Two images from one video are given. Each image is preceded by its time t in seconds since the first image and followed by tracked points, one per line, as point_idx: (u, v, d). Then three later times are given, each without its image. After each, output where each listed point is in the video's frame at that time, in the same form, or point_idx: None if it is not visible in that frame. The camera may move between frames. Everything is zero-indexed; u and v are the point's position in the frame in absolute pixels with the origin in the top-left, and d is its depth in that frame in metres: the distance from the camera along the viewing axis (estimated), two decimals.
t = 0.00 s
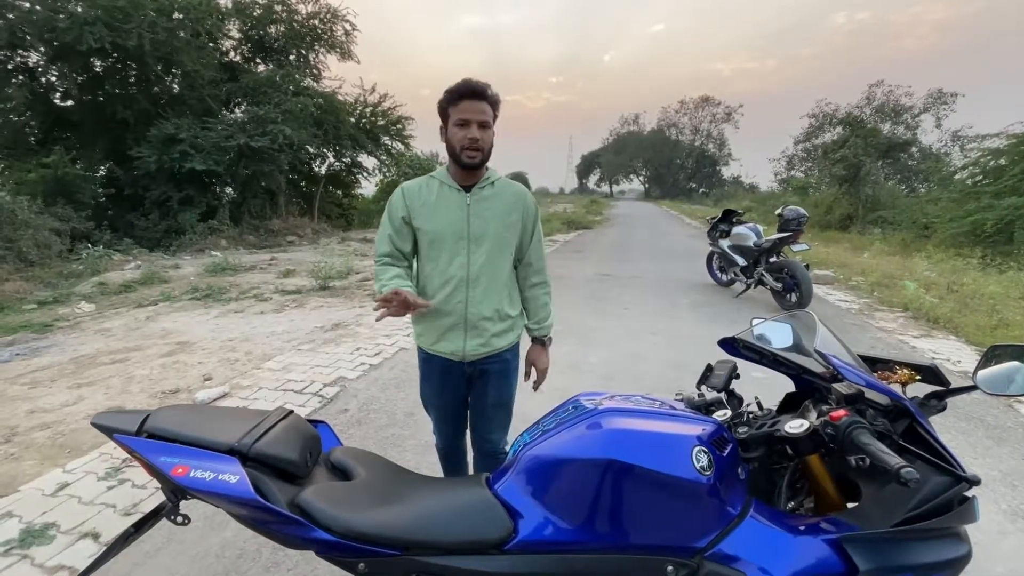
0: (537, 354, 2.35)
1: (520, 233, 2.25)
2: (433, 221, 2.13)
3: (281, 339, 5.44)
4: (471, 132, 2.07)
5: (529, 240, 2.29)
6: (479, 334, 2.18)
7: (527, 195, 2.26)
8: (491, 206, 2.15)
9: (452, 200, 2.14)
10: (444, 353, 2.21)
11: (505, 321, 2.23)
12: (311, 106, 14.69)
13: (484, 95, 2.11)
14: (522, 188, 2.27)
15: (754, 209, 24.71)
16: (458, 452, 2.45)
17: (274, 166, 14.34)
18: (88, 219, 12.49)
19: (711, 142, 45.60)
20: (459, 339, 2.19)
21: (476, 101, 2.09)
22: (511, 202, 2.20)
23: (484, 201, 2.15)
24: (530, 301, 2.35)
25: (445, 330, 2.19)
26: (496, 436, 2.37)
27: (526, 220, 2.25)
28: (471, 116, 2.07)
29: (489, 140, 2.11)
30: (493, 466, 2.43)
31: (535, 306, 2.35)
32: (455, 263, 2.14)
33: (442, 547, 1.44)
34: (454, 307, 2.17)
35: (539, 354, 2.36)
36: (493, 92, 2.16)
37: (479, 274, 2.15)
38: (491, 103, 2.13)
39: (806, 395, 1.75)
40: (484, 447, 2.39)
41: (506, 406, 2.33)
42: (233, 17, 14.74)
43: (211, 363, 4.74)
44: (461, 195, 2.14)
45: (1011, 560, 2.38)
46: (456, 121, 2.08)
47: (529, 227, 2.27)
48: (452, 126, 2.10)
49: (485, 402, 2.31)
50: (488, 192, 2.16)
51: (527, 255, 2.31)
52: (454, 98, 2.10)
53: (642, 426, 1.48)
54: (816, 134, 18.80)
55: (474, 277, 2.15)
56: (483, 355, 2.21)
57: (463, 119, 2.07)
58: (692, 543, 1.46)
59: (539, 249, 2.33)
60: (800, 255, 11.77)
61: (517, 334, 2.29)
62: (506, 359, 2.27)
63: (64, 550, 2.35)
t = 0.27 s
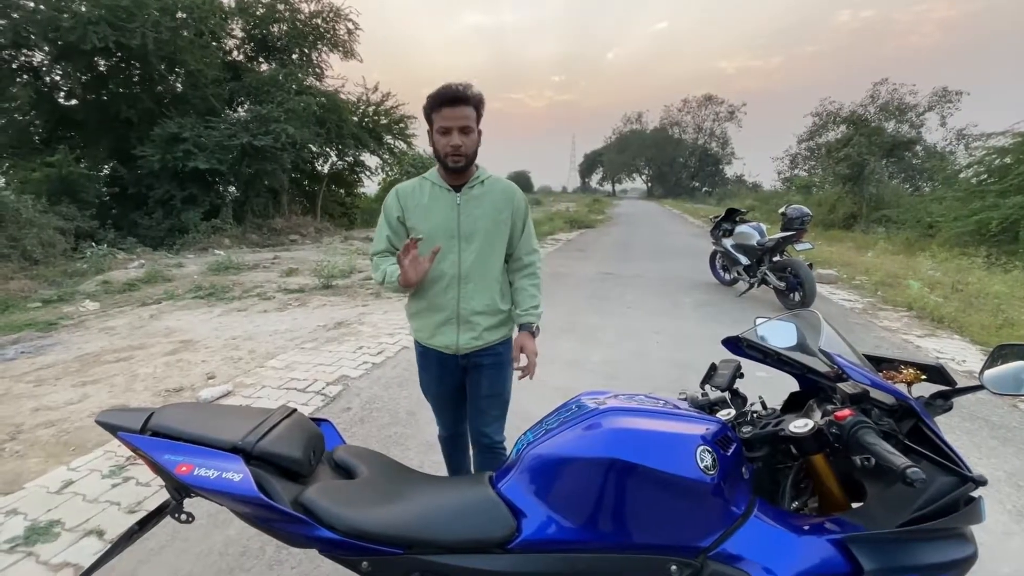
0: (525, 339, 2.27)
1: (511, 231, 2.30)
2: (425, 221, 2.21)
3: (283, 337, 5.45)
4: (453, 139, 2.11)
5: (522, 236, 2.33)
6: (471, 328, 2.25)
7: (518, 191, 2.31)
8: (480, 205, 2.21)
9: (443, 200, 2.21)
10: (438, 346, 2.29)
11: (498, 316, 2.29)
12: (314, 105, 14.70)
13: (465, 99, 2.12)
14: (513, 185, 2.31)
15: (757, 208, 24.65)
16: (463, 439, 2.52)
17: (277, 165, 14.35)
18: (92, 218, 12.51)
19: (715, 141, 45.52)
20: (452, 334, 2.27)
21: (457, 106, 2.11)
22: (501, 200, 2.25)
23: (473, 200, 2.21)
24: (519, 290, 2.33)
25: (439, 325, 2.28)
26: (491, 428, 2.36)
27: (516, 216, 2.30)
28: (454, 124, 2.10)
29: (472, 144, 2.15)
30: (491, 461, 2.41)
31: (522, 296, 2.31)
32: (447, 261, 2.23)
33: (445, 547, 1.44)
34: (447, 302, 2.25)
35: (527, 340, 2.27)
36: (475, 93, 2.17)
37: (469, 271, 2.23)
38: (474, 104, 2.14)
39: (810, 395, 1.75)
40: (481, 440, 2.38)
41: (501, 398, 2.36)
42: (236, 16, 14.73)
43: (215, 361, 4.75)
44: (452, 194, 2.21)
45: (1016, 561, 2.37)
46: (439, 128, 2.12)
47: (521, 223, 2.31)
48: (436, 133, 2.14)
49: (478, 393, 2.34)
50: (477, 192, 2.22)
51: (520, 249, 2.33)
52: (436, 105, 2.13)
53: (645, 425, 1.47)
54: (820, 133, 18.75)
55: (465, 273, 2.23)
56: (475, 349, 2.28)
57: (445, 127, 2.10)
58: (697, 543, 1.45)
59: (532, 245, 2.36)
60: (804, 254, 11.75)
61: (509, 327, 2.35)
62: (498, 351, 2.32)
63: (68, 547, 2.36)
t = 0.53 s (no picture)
0: (522, 338, 2.35)
1: (506, 228, 2.29)
2: (422, 222, 2.23)
3: (285, 336, 5.45)
4: (431, 155, 2.14)
5: (517, 233, 2.32)
6: (467, 324, 2.26)
7: (512, 189, 2.29)
8: (474, 204, 2.21)
9: (437, 201, 2.22)
10: (435, 340, 2.32)
11: (493, 311, 2.29)
12: (316, 104, 14.71)
13: (437, 112, 2.10)
14: (507, 183, 2.29)
15: (759, 207, 24.61)
16: (463, 432, 2.52)
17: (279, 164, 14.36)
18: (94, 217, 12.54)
19: (716, 141, 45.48)
20: (449, 328, 2.28)
21: (429, 122, 2.10)
22: (495, 198, 2.24)
23: (466, 200, 2.21)
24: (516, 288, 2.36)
25: (436, 321, 2.30)
26: (491, 422, 2.34)
27: (511, 214, 2.29)
28: (428, 141, 2.12)
29: (450, 155, 2.14)
30: (493, 456, 2.40)
31: (517, 294, 2.36)
32: (442, 260, 2.24)
33: (448, 545, 1.44)
34: (443, 300, 2.26)
35: (524, 339, 2.36)
36: (449, 100, 2.13)
37: (463, 269, 2.23)
38: (448, 114, 2.12)
39: (813, 394, 1.74)
40: (482, 435, 2.36)
41: (500, 390, 2.34)
42: (238, 15, 14.73)
43: (217, 360, 4.76)
44: (446, 195, 2.21)
45: (1019, 561, 2.36)
46: (418, 145, 2.15)
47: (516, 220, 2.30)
48: (417, 150, 2.18)
49: (477, 385, 2.33)
50: (471, 191, 2.21)
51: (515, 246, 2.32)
52: (411, 122, 2.14)
53: (647, 423, 1.47)
54: (822, 132, 18.73)
55: (460, 272, 2.24)
56: (470, 341, 2.28)
57: (422, 145, 2.13)
58: (699, 542, 1.45)
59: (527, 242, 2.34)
60: (806, 253, 11.74)
61: (505, 321, 2.34)
62: (494, 344, 2.31)
63: (72, 544, 2.36)
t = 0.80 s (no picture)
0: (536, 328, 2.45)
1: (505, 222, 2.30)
2: (421, 220, 2.23)
3: (288, 335, 5.47)
4: (420, 157, 2.15)
5: (516, 227, 2.34)
6: (472, 317, 2.27)
7: (508, 183, 2.30)
8: (472, 200, 2.22)
9: (435, 199, 2.22)
10: (439, 335, 2.32)
11: (497, 304, 2.30)
12: (318, 103, 14.73)
13: (421, 113, 2.11)
14: (503, 177, 2.30)
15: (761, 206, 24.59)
16: (466, 429, 2.52)
17: (281, 164, 14.37)
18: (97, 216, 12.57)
19: (719, 140, 45.43)
20: (453, 323, 2.29)
21: (414, 124, 2.12)
22: (492, 193, 2.25)
23: (464, 196, 2.21)
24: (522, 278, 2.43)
25: (440, 316, 2.30)
26: (496, 417, 2.35)
27: (509, 208, 2.30)
28: (415, 143, 2.13)
29: (438, 155, 2.15)
30: (497, 451, 2.40)
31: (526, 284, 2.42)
32: (443, 257, 2.25)
33: (451, 542, 1.44)
34: (447, 295, 2.27)
35: (538, 328, 2.45)
36: (432, 99, 2.14)
37: (466, 263, 2.24)
38: (433, 115, 2.13)
39: (816, 393, 1.74)
40: (487, 430, 2.37)
41: (504, 386, 2.35)
42: (240, 15, 14.75)
43: (220, 359, 4.77)
44: (444, 193, 2.22)
45: (1021, 561, 2.36)
46: (407, 148, 2.18)
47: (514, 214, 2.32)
48: (408, 153, 2.20)
49: (482, 380, 2.33)
50: (468, 187, 2.22)
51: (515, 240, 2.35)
52: (398, 126, 2.17)
53: (649, 422, 1.48)
54: (825, 131, 18.69)
55: (462, 267, 2.24)
56: (475, 336, 2.28)
57: (410, 148, 2.15)
58: (701, 540, 1.46)
59: (526, 235, 2.36)
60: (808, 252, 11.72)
61: (509, 312, 2.35)
62: (498, 339, 2.31)
63: (77, 541, 2.37)
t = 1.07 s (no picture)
0: (526, 324, 2.34)
1: (505, 220, 2.31)
2: (422, 220, 2.26)
3: (289, 333, 5.48)
4: (420, 159, 2.16)
5: (516, 225, 2.34)
6: (474, 315, 2.28)
7: (507, 181, 2.32)
8: (472, 198, 2.24)
9: (435, 199, 2.25)
10: (442, 334, 2.33)
11: (499, 301, 2.31)
12: (319, 102, 14.76)
13: (417, 116, 2.13)
14: (502, 176, 2.32)
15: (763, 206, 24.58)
16: (467, 428, 2.54)
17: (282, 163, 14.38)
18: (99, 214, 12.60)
19: (720, 139, 45.42)
20: (455, 321, 2.30)
21: (411, 127, 2.13)
22: (492, 191, 2.27)
23: (463, 195, 2.24)
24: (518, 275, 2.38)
25: (442, 314, 2.31)
26: (497, 415, 2.36)
27: (509, 206, 2.31)
28: (414, 146, 2.15)
29: (437, 156, 2.16)
30: (498, 449, 2.41)
31: (522, 281, 2.38)
32: (444, 255, 2.27)
33: (452, 538, 1.45)
34: (449, 293, 2.29)
35: (528, 325, 2.34)
36: (427, 101, 2.15)
37: (467, 261, 2.26)
38: (429, 117, 2.14)
39: (816, 391, 1.75)
40: (489, 428, 2.37)
41: (505, 383, 2.35)
42: (242, 14, 14.77)
43: (221, 357, 4.78)
44: (444, 193, 2.25)
45: (1020, 561, 2.37)
46: (406, 151, 2.19)
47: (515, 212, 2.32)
48: (408, 156, 2.22)
49: (483, 378, 2.34)
50: (468, 186, 2.24)
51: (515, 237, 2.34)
52: (396, 130, 2.18)
53: (650, 420, 1.49)
54: (827, 131, 18.68)
55: (463, 265, 2.26)
56: (477, 334, 2.29)
57: (410, 151, 2.17)
58: (701, 537, 1.47)
59: (526, 233, 2.36)
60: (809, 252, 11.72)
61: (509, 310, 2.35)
62: (499, 337, 2.32)
63: (79, 539, 2.39)
